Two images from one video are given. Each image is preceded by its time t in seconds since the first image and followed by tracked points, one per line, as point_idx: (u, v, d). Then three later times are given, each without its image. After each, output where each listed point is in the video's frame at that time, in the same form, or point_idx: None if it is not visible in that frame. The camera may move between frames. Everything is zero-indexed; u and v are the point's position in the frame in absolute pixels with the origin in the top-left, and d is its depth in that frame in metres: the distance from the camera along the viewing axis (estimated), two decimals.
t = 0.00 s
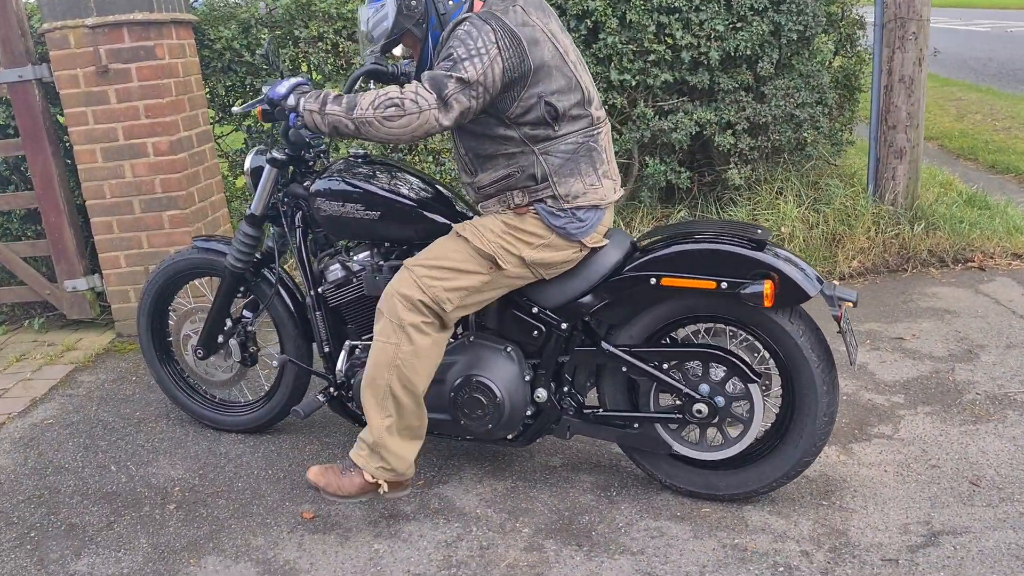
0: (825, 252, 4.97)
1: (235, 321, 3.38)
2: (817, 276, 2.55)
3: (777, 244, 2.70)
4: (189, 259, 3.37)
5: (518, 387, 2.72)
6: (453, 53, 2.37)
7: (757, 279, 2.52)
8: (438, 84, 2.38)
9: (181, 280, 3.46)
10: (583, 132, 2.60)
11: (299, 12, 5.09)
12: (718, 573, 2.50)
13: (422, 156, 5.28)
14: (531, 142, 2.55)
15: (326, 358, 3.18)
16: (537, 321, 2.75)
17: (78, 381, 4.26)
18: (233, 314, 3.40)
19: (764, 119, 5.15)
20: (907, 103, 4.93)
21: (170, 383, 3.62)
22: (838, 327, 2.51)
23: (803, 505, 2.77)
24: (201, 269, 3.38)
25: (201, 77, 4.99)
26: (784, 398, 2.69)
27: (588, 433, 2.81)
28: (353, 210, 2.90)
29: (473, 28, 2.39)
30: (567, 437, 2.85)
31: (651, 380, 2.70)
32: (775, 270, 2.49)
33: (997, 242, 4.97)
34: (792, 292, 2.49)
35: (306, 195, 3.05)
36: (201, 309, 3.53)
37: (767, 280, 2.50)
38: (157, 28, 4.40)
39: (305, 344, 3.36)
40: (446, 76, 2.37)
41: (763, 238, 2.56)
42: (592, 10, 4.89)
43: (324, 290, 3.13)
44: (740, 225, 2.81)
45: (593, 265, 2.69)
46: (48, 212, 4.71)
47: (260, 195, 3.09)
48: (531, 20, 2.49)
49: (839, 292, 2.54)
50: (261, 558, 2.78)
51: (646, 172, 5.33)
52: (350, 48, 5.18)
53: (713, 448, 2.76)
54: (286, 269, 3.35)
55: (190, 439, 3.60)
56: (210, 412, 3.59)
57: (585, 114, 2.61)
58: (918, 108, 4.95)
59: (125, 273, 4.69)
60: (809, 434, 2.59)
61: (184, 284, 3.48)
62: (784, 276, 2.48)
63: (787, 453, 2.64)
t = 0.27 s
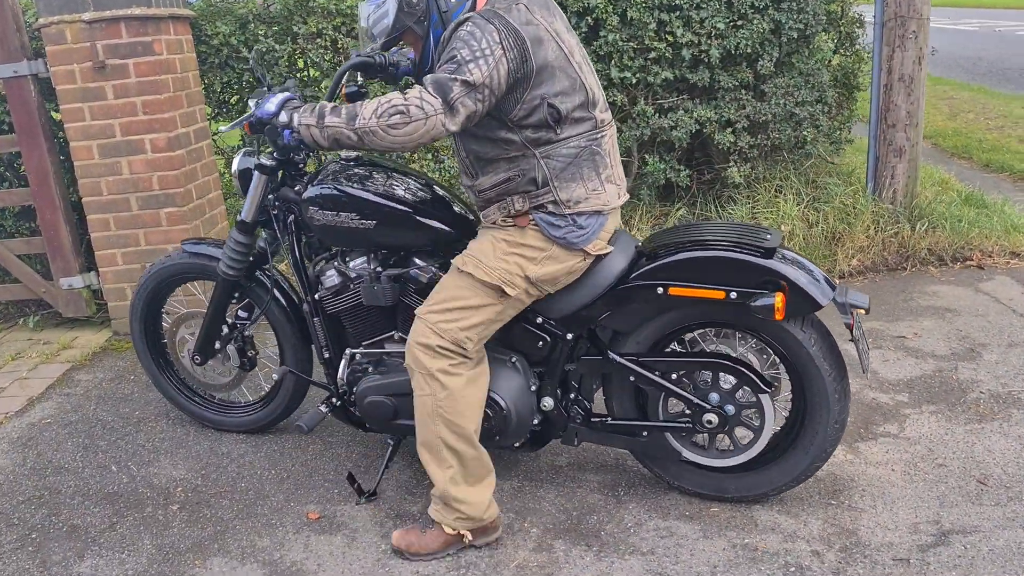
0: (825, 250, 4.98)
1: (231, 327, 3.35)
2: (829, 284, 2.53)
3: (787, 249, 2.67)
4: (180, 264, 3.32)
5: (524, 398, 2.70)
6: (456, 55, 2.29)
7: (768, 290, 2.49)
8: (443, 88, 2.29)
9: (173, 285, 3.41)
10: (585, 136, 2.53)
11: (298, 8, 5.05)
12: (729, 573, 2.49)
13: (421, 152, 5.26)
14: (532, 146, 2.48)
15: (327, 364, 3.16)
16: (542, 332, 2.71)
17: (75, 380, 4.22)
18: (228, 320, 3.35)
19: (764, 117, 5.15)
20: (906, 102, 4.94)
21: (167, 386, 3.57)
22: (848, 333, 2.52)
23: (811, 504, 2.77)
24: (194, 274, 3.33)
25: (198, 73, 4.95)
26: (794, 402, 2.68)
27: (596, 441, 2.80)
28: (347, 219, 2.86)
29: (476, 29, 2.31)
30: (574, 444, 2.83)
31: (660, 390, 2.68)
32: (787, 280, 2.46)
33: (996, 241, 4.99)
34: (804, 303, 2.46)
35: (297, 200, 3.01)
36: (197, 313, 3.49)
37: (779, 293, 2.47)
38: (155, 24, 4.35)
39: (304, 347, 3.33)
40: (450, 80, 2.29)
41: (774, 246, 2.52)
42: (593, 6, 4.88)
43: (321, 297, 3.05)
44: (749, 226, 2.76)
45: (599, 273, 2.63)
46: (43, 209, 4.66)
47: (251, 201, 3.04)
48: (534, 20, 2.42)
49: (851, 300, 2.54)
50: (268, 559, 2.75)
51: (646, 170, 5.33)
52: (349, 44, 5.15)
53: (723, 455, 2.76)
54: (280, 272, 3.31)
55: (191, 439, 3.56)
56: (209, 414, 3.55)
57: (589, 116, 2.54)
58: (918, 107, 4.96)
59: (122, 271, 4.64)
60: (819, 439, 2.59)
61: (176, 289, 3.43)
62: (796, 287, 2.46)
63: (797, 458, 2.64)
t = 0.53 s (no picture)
0: (828, 247, 4.97)
1: (235, 328, 3.32)
2: (846, 288, 2.52)
3: (803, 250, 2.64)
4: (184, 264, 3.28)
5: (536, 402, 2.69)
6: (449, 65, 2.23)
7: (785, 296, 2.48)
8: (437, 101, 2.23)
9: (177, 284, 3.37)
10: (579, 142, 2.48)
11: (299, 4, 5.03)
12: (741, 570, 2.48)
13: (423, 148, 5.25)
14: (526, 156, 2.45)
15: (334, 366, 3.14)
16: (553, 336, 2.70)
17: (77, 377, 4.18)
18: (232, 321, 3.32)
19: (767, 114, 5.14)
20: (910, 99, 4.94)
21: (170, 385, 3.54)
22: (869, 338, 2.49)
23: (822, 501, 2.76)
24: (198, 273, 3.29)
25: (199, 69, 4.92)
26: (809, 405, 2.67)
27: (608, 443, 2.78)
28: (351, 224, 2.83)
29: (468, 38, 2.25)
30: (587, 447, 2.82)
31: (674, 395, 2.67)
32: (804, 285, 2.45)
33: (999, 238, 4.99)
34: (821, 308, 2.45)
35: (299, 201, 2.98)
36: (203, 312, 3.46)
37: (795, 298, 2.45)
38: (157, 19, 4.32)
39: (308, 348, 3.31)
40: (443, 92, 2.23)
41: (789, 250, 2.50)
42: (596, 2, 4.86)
43: (326, 299, 3.01)
44: (763, 226, 2.74)
45: (611, 276, 2.60)
46: (43, 205, 4.62)
47: (252, 201, 3.00)
48: (526, 25, 2.36)
49: (870, 303, 2.53)
50: (276, 558, 2.74)
51: (648, 166, 5.31)
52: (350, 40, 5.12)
53: (736, 457, 2.74)
54: (282, 272, 3.28)
55: (195, 437, 3.54)
56: (214, 412, 3.53)
57: (582, 121, 2.49)
58: (921, 104, 4.95)
59: (123, 268, 4.61)
60: (834, 445, 2.58)
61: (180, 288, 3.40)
62: (814, 293, 2.44)
63: (810, 461, 2.63)
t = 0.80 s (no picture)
0: (828, 244, 4.97)
1: (236, 326, 3.29)
2: (854, 281, 2.52)
3: (810, 243, 2.64)
4: (184, 261, 3.25)
5: (541, 399, 2.68)
6: (381, 77, 2.16)
7: (793, 290, 2.47)
8: (370, 119, 2.19)
9: (177, 281, 3.34)
10: (549, 134, 2.37)
11: None
12: (747, 566, 2.48)
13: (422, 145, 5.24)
14: (494, 157, 2.34)
15: (336, 363, 3.12)
16: (558, 331, 2.69)
17: (75, 374, 4.16)
18: (233, 319, 3.30)
19: (767, 110, 5.14)
20: (909, 95, 4.94)
21: (169, 382, 3.52)
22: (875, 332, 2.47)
23: (826, 497, 2.76)
24: (198, 271, 3.26)
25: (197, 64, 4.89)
26: (815, 401, 2.67)
27: (613, 439, 2.79)
28: (353, 219, 2.81)
29: (404, 43, 2.15)
30: (592, 442, 2.83)
31: (680, 391, 2.66)
32: (812, 279, 2.44)
33: (998, 234, 5.00)
34: (830, 302, 2.45)
35: (299, 196, 2.94)
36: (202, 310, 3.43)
37: (804, 292, 2.45)
38: (155, 13, 4.29)
39: (309, 345, 3.29)
40: (375, 108, 2.18)
41: (796, 242, 2.50)
42: None
43: (328, 295, 2.99)
44: (768, 218, 2.73)
45: (617, 269, 2.59)
46: (40, 201, 4.59)
47: (251, 198, 2.96)
48: (473, 18, 2.21)
49: (878, 295, 2.52)
50: (279, 555, 2.72)
51: (648, 163, 5.31)
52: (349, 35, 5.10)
53: (742, 453, 2.74)
54: (282, 268, 3.26)
55: (196, 434, 3.52)
56: (213, 409, 3.51)
57: (549, 112, 2.36)
58: (921, 100, 4.95)
59: (121, 264, 4.58)
60: (841, 442, 2.58)
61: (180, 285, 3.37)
62: (822, 286, 2.44)
63: (816, 458, 2.63)
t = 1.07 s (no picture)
0: (819, 242, 4.99)
1: (226, 325, 3.28)
2: (848, 279, 2.52)
3: (805, 241, 2.64)
4: (173, 261, 3.23)
5: (535, 398, 2.68)
6: (333, 61, 2.05)
7: (786, 288, 2.47)
8: (327, 107, 2.08)
9: (167, 280, 3.32)
10: (521, 109, 2.24)
11: None
12: (740, 564, 2.48)
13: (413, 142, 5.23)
14: (463, 139, 2.23)
15: (328, 362, 3.12)
16: (551, 331, 2.69)
17: (65, 373, 4.13)
18: (223, 318, 3.29)
19: (759, 109, 5.15)
20: (901, 94, 4.95)
21: (159, 381, 3.50)
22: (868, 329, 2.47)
23: (818, 494, 2.76)
24: (187, 270, 3.24)
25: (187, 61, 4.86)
26: (808, 401, 2.67)
27: (607, 438, 2.79)
28: (342, 219, 2.80)
29: (352, 20, 2.04)
30: (586, 441, 2.83)
31: (675, 392, 2.67)
32: (806, 278, 2.45)
33: (988, 233, 5.02)
34: (823, 300, 2.45)
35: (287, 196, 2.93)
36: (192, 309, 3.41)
37: (797, 290, 2.44)
38: (146, 9, 4.26)
39: (300, 344, 3.28)
40: (332, 94, 2.07)
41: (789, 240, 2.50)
42: None
43: (319, 294, 3.00)
44: (761, 216, 2.73)
45: (610, 267, 2.59)
46: (29, 199, 4.56)
47: (239, 197, 2.94)
48: None
49: (872, 292, 2.52)
50: (271, 554, 2.71)
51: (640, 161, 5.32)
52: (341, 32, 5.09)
53: (735, 453, 2.74)
54: (272, 267, 3.24)
55: (187, 432, 3.50)
56: (203, 408, 3.50)
57: (518, 83, 2.22)
58: (912, 99, 4.97)
59: (111, 262, 4.56)
60: (834, 443, 2.58)
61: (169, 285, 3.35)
62: (816, 285, 2.44)
63: (809, 459, 2.63)
